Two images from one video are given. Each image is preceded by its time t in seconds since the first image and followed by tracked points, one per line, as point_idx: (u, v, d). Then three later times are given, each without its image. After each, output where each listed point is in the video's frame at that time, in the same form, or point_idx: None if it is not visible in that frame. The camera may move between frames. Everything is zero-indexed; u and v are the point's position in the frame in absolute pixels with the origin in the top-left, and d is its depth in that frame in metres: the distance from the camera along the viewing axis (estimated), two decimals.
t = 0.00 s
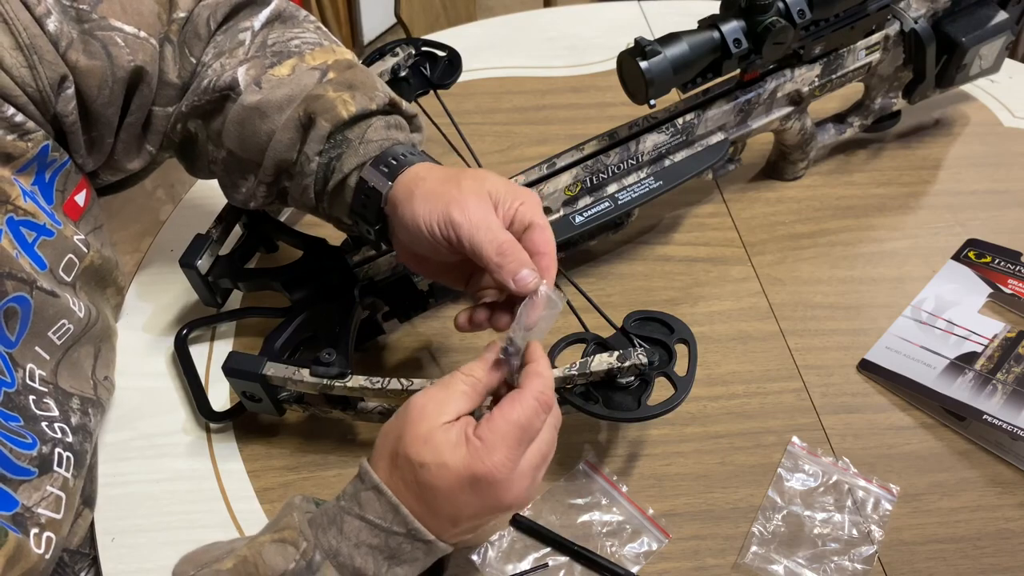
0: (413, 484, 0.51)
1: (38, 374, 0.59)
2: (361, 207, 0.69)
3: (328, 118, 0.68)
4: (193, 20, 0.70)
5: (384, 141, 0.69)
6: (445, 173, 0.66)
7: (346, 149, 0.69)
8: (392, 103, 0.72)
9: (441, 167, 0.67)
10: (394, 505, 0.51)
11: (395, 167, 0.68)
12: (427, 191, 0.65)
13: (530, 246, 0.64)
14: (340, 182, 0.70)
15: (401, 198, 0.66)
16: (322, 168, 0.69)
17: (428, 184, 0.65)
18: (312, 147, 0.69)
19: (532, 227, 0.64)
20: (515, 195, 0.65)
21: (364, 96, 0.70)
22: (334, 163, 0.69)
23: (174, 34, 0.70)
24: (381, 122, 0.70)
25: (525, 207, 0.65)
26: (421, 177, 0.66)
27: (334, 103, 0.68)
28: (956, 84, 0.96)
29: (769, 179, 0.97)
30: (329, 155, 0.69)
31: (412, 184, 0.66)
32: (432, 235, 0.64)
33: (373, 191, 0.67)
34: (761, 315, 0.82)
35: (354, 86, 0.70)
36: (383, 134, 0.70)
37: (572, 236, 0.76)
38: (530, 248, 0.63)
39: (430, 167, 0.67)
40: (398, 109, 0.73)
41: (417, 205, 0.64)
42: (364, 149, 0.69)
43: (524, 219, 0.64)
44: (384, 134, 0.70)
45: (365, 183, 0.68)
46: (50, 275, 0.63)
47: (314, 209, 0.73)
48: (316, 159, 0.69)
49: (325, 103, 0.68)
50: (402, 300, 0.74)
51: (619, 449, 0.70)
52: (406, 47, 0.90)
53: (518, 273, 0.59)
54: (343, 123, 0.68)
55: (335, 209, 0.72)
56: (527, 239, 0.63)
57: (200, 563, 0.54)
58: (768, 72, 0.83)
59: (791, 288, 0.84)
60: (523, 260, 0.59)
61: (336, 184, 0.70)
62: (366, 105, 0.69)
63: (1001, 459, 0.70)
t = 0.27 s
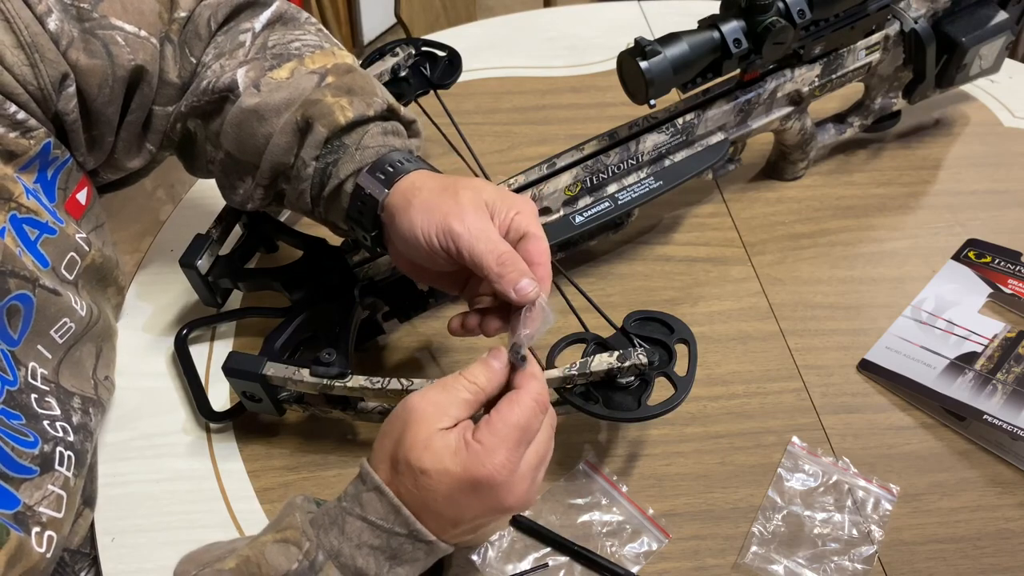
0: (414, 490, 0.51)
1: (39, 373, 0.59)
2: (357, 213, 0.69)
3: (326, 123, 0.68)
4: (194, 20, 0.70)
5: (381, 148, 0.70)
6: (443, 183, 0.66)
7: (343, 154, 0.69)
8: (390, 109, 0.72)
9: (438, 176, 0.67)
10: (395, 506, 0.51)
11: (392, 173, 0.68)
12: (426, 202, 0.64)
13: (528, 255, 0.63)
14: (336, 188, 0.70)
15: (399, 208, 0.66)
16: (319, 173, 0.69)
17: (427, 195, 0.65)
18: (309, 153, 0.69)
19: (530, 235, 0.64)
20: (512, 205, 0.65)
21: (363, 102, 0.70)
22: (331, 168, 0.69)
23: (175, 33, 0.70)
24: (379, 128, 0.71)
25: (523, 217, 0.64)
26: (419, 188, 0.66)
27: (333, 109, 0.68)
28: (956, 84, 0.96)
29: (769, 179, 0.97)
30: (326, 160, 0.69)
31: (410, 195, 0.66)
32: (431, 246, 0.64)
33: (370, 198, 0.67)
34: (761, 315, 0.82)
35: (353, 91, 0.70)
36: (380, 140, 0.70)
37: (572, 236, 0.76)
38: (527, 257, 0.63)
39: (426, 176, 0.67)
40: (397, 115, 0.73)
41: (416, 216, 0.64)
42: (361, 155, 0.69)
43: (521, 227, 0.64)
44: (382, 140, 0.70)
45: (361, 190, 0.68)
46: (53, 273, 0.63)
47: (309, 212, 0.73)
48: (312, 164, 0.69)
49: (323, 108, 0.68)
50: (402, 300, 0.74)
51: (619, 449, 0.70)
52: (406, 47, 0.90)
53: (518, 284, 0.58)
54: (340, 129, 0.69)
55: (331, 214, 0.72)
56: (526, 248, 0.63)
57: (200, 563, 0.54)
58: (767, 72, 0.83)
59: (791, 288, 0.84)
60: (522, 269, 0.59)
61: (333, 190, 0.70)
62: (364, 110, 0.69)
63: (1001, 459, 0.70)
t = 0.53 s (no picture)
0: (401, 484, 0.51)
1: (43, 371, 0.59)
2: (360, 215, 0.69)
3: (330, 125, 0.68)
4: (197, 19, 0.70)
5: (385, 150, 0.70)
6: (447, 187, 0.66)
7: (346, 156, 0.69)
8: (393, 112, 0.72)
9: (442, 179, 0.67)
10: (389, 503, 0.51)
11: (395, 176, 0.68)
12: (431, 205, 0.64)
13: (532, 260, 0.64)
14: (338, 189, 0.70)
15: (404, 211, 0.66)
16: (321, 174, 0.69)
17: (432, 198, 0.65)
18: (312, 153, 0.68)
19: (534, 241, 0.64)
20: (516, 210, 0.65)
21: (366, 104, 0.70)
22: (333, 169, 0.69)
23: (178, 32, 0.70)
24: (382, 130, 0.70)
25: (527, 222, 0.65)
26: (424, 191, 0.66)
27: (336, 110, 0.68)
28: (956, 84, 0.96)
29: (769, 179, 0.97)
30: (329, 161, 0.69)
31: (415, 198, 0.65)
32: (436, 249, 0.64)
33: (374, 200, 0.67)
34: (761, 315, 0.82)
35: (357, 93, 0.70)
36: (384, 142, 0.70)
37: (572, 236, 0.76)
38: (530, 263, 0.63)
39: (430, 179, 0.67)
40: (400, 117, 0.73)
41: (421, 218, 0.64)
42: (364, 155, 0.69)
43: (524, 233, 0.64)
44: (385, 142, 0.70)
45: (364, 191, 0.68)
46: (57, 270, 0.63)
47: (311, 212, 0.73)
48: (315, 165, 0.69)
49: (327, 109, 0.68)
50: (403, 300, 0.74)
51: (619, 449, 0.70)
52: (406, 47, 0.90)
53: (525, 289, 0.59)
54: (344, 131, 0.68)
55: (333, 215, 0.72)
56: (530, 253, 0.63)
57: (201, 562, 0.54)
58: (767, 72, 0.83)
59: (791, 288, 0.84)
60: (529, 273, 0.59)
61: (335, 191, 0.69)
62: (368, 113, 0.69)
63: (1001, 459, 0.70)
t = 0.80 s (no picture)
0: (406, 482, 0.52)
1: (45, 369, 0.60)
2: (360, 216, 0.68)
3: (331, 125, 0.68)
4: (199, 19, 0.70)
5: (385, 151, 0.69)
6: (448, 191, 0.66)
7: (347, 156, 0.69)
8: (394, 113, 0.72)
9: (443, 183, 0.67)
10: (393, 502, 0.51)
11: (395, 177, 0.68)
12: (431, 209, 0.64)
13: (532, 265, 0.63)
14: (339, 190, 0.69)
15: (405, 215, 0.66)
16: (321, 174, 0.69)
17: (433, 203, 0.65)
18: (313, 153, 0.68)
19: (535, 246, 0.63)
20: (517, 215, 0.65)
21: (367, 105, 0.70)
22: (333, 169, 0.69)
23: (180, 31, 0.70)
24: (383, 131, 0.70)
25: (527, 228, 0.64)
26: (425, 195, 0.66)
27: (337, 110, 0.68)
28: (956, 84, 0.96)
29: (768, 179, 0.97)
30: (329, 160, 0.69)
31: (415, 202, 0.65)
32: (436, 254, 0.64)
33: (374, 202, 0.67)
34: (761, 315, 0.82)
35: (359, 93, 0.70)
36: (384, 143, 0.70)
37: (572, 236, 0.76)
38: (529, 268, 0.63)
39: (431, 183, 0.67)
40: (401, 118, 0.73)
41: (421, 223, 0.64)
42: (365, 155, 0.69)
43: (524, 238, 0.64)
44: (386, 143, 0.70)
45: (364, 192, 0.68)
46: (59, 269, 0.63)
47: (310, 212, 0.73)
48: (316, 164, 0.69)
49: (328, 110, 0.68)
50: (403, 300, 0.74)
51: (619, 449, 0.70)
52: (406, 47, 0.90)
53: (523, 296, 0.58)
54: (345, 131, 0.68)
55: (333, 215, 0.72)
56: (530, 258, 0.63)
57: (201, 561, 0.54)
58: (767, 72, 0.83)
59: (791, 288, 0.84)
60: (527, 279, 0.58)
61: (336, 191, 0.69)
62: (369, 113, 0.69)
63: (1001, 459, 0.70)
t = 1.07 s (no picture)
0: (404, 474, 0.51)
1: (46, 370, 0.60)
2: (359, 218, 0.68)
3: (331, 126, 0.68)
4: (201, 20, 0.70)
5: (385, 152, 0.69)
6: (447, 192, 0.66)
7: (347, 158, 0.69)
8: (395, 115, 0.72)
9: (443, 185, 0.67)
10: (391, 498, 0.52)
11: (395, 179, 0.68)
12: (430, 210, 0.64)
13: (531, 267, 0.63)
14: (338, 192, 0.69)
15: (404, 216, 0.66)
16: (321, 176, 0.69)
17: (432, 204, 0.65)
18: (313, 155, 0.68)
19: (534, 248, 0.63)
20: (516, 217, 0.65)
21: (368, 107, 0.70)
22: (333, 171, 0.69)
23: (181, 33, 0.70)
24: (383, 133, 0.70)
25: (527, 229, 0.64)
26: (424, 196, 0.66)
27: (338, 112, 0.68)
28: (956, 84, 0.96)
29: (768, 179, 0.97)
30: (329, 162, 0.69)
31: (415, 204, 0.65)
32: (435, 256, 0.64)
33: (374, 204, 0.67)
34: (761, 315, 0.82)
35: (359, 95, 0.70)
36: (384, 145, 0.70)
37: (572, 236, 0.76)
38: (529, 270, 0.63)
39: (431, 185, 0.67)
40: (402, 121, 0.73)
41: (420, 224, 0.64)
42: (364, 157, 0.69)
43: (523, 240, 0.64)
44: (386, 145, 0.70)
45: (364, 194, 0.68)
46: (61, 269, 0.63)
47: (310, 213, 0.73)
48: (315, 166, 0.69)
49: (329, 112, 0.68)
50: (403, 300, 0.74)
51: (619, 449, 0.70)
52: (406, 47, 0.90)
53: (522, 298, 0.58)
54: (346, 132, 0.68)
55: (332, 217, 0.72)
56: (530, 260, 0.63)
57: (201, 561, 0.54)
58: (767, 72, 0.83)
59: (791, 288, 0.84)
60: (527, 282, 0.59)
61: (335, 193, 0.69)
62: (369, 115, 0.69)
63: (1001, 459, 0.70)
